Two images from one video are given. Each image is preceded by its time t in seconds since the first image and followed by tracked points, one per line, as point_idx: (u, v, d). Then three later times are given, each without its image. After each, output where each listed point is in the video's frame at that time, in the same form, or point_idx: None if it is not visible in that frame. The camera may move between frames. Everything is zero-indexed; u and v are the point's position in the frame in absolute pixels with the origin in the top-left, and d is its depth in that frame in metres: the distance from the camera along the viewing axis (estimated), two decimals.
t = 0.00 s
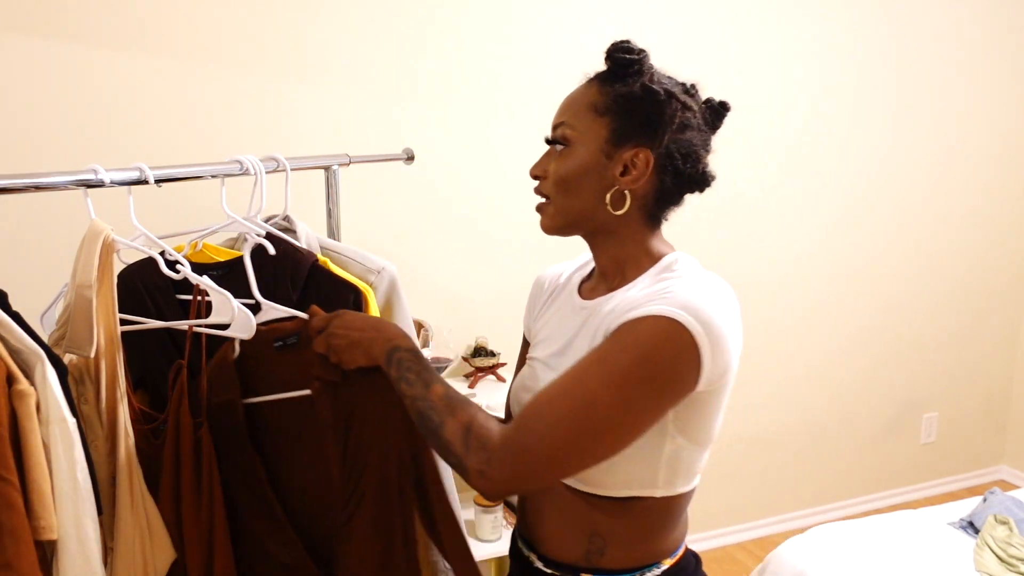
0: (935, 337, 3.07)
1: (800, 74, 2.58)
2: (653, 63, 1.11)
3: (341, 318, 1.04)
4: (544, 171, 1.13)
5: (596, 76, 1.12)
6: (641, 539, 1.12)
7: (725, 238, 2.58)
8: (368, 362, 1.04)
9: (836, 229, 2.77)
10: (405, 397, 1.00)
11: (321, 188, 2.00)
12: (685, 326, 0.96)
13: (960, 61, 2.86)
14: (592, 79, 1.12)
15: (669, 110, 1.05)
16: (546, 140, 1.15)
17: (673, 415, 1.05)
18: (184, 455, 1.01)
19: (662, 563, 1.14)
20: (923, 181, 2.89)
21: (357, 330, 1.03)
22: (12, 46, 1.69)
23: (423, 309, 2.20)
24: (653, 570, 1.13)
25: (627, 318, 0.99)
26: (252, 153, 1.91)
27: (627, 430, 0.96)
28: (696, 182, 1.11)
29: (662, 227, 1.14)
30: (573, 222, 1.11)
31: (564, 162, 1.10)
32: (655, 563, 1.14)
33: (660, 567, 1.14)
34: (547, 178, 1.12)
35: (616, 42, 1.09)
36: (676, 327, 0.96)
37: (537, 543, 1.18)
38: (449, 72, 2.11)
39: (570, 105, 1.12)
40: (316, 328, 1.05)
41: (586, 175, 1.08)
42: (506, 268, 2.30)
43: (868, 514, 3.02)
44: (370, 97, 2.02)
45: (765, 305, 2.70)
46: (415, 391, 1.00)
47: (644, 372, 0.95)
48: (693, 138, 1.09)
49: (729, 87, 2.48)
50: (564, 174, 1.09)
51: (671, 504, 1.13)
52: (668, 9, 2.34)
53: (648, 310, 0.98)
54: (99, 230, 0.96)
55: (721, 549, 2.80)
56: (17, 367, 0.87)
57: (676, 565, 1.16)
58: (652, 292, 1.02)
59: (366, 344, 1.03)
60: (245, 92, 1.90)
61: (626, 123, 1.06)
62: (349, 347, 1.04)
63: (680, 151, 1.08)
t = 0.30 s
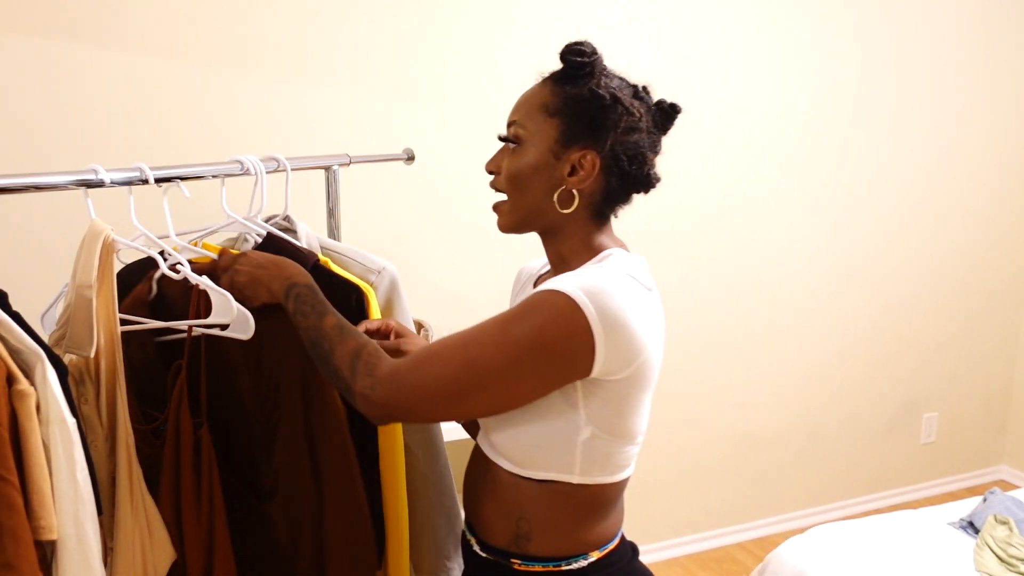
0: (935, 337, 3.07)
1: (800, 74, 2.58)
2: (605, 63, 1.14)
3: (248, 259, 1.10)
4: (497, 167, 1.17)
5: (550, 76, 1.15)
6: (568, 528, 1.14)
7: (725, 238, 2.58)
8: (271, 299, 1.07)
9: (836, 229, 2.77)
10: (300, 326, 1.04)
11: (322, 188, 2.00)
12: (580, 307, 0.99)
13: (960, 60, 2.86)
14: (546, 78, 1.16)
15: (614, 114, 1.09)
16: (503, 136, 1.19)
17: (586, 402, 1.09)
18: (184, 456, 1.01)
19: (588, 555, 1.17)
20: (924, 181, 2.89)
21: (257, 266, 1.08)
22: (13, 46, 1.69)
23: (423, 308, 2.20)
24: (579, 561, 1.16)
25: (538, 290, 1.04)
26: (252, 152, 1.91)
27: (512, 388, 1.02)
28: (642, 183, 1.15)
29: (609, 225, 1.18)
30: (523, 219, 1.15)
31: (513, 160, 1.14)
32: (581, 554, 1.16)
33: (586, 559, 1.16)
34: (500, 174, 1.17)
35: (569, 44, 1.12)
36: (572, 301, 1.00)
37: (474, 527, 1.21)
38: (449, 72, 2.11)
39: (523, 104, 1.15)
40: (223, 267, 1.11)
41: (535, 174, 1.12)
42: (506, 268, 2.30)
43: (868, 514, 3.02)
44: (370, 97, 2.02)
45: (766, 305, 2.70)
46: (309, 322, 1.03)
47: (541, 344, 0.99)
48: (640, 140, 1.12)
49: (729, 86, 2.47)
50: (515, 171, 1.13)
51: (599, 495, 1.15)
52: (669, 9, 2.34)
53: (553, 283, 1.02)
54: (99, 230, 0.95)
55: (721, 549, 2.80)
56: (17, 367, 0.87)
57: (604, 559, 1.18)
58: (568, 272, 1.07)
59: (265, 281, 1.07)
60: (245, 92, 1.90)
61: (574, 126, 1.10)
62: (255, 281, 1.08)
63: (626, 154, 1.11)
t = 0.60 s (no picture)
0: (935, 337, 3.07)
1: (800, 74, 2.58)
2: (564, 65, 1.14)
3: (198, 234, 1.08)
4: (464, 172, 1.18)
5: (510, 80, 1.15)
6: (527, 520, 1.17)
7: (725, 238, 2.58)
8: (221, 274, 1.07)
9: (835, 229, 2.77)
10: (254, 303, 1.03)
11: (322, 188, 2.00)
12: (533, 301, 1.03)
13: (960, 60, 2.86)
14: (508, 83, 1.16)
15: (574, 118, 1.10)
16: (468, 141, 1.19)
17: (539, 398, 1.12)
18: (184, 456, 1.02)
19: (545, 550, 1.19)
20: (923, 181, 2.89)
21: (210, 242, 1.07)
22: (13, 46, 1.69)
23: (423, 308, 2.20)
24: (536, 554, 1.18)
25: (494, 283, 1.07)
26: (252, 152, 1.91)
27: (460, 371, 1.03)
28: (607, 181, 1.16)
29: (579, 221, 1.19)
30: (493, 223, 1.16)
31: (478, 167, 1.15)
32: (539, 548, 1.19)
33: (544, 553, 1.19)
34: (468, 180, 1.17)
35: (526, 49, 1.12)
36: (524, 294, 1.03)
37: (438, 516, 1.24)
38: (449, 72, 2.10)
39: (485, 110, 1.16)
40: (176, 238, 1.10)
41: (501, 180, 1.13)
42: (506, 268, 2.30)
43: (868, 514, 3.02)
44: (369, 96, 2.02)
45: (766, 305, 2.70)
46: (262, 299, 1.03)
47: (494, 335, 1.02)
48: (603, 140, 1.13)
49: (729, 85, 2.47)
50: (481, 178, 1.14)
51: (557, 488, 1.18)
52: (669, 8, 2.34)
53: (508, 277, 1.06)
54: (99, 230, 0.95)
55: (721, 549, 2.80)
56: (17, 367, 0.87)
57: (562, 555, 1.21)
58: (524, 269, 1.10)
59: (216, 255, 1.06)
60: (245, 92, 1.90)
61: (537, 131, 1.11)
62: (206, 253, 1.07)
63: (589, 155, 1.12)
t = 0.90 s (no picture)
0: (936, 337, 3.07)
1: (802, 73, 2.57)
2: (545, 67, 1.14)
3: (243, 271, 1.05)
4: (450, 178, 1.18)
5: (493, 84, 1.15)
6: (521, 522, 1.18)
7: (727, 238, 2.57)
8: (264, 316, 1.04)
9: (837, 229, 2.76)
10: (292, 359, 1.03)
11: (323, 188, 2.00)
12: (531, 324, 1.02)
13: (962, 60, 2.85)
14: (490, 87, 1.16)
15: (558, 120, 1.10)
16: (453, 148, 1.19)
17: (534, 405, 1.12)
18: (185, 462, 1.02)
19: (537, 552, 1.20)
20: (925, 181, 2.89)
21: (252, 284, 1.04)
22: (14, 46, 1.68)
23: (424, 309, 2.19)
24: (528, 556, 1.19)
25: (491, 313, 1.06)
26: (254, 153, 1.91)
27: (482, 421, 1.04)
28: (593, 182, 1.17)
29: (566, 221, 1.20)
30: (481, 227, 1.17)
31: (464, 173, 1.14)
32: (531, 550, 1.19)
33: (536, 555, 1.19)
34: (455, 185, 1.17)
35: (507, 53, 1.12)
36: (524, 321, 1.02)
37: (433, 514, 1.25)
38: (450, 71, 2.10)
39: (468, 116, 1.16)
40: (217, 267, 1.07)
41: (488, 185, 1.13)
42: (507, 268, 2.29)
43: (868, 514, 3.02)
44: (371, 96, 2.02)
45: (767, 305, 2.70)
46: (304, 359, 1.02)
47: (499, 367, 1.02)
48: (587, 141, 1.14)
49: (731, 85, 2.47)
50: (467, 184, 1.14)
51: (550, 490, 1.18)
52: (670, 8, 2.34)
53: (504, 306, 1.05)
54: (103, 232, 0.96)
55: (721, 548, 2.81)
56: (20, 374, 0.87)
57: (553, 558, 1.21)
58: (519, 288, 1.09)
59: (260, 296, 1.03)
60: (247, 91, 1.89)
61: (522, 135, 1.11)
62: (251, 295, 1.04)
63: (574, 157, 1.13)
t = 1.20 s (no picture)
0: (935, 337, 3.07)
1: (799, 74, 2.58)
2: (538, 64, 1.14)
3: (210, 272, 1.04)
4: (448, 181, 1.18)
5: (487, 84, 1.15)
6: (533, 519, 1.18)
7: (725, 238, 2.58)
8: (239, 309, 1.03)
9: (834, 229, 2.77)
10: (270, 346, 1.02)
11: (321, 188, 2.00)
12: (541, 316, 1.03)
13: (959, 60, 2.86)
14: (483, 87, 1.16)
15: (557, 119, 1.11)
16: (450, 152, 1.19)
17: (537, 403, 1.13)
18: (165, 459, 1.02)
19: (551, 549, 1.20)
20: (922, 181, 2.89)
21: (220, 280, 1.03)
22: (12, 47, 1.69)
23: (422, 309, 2.20)
24: (542, 553, 1.19)
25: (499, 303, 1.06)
26: (252, 153, 1.92)
27: (478, 408, 1.04)
28: (594, 177, 1.18)
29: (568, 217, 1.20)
30: (485, 229, 1.17)
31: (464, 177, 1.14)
32: (545, 548, 1.20)
33: (550, 552, 1.20)
34: (456, 189, 1.17)
35: (500, 53, 1.11)
36: (532, 311, 1.03)
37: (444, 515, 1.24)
38: (448, 72, 2.11)
39: (463, 118, 1.16)
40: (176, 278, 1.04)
41: (490, 187, 1.13)
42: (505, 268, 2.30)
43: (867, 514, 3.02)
44: (369, 97, 2.03)
45: (765, 305, 2.70)
46: (282, 341, 1.01)
47: (504, 358, 1.02)
48: (586, 136, 1.15)
49: (728, 87, 2.48)
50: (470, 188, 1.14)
51: (562, 487, 1.19)
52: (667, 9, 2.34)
53: (513, 296, 1.05)
54: (93, 231, 0.96)
55: (721, 549, 2.80)
56: (15, 365, 0.87)
57: (567, 554, 1.22)
58: (528, 281, 1.10)
59: (243, 284, 1.03)
60: (245, 92, 1.90)
61: (521, 136, 1.11)
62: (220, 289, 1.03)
63: (575, 153, 1.14)
